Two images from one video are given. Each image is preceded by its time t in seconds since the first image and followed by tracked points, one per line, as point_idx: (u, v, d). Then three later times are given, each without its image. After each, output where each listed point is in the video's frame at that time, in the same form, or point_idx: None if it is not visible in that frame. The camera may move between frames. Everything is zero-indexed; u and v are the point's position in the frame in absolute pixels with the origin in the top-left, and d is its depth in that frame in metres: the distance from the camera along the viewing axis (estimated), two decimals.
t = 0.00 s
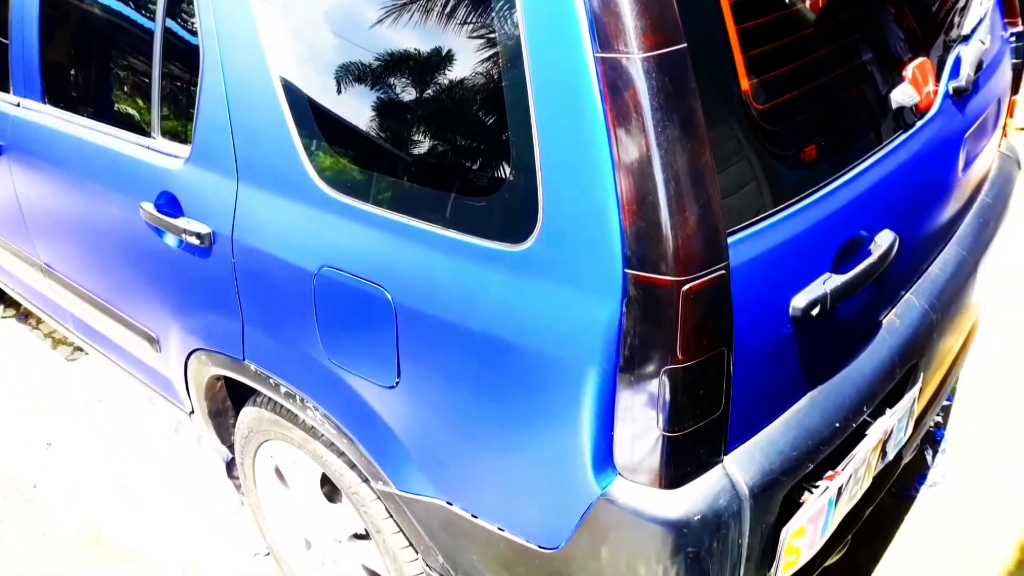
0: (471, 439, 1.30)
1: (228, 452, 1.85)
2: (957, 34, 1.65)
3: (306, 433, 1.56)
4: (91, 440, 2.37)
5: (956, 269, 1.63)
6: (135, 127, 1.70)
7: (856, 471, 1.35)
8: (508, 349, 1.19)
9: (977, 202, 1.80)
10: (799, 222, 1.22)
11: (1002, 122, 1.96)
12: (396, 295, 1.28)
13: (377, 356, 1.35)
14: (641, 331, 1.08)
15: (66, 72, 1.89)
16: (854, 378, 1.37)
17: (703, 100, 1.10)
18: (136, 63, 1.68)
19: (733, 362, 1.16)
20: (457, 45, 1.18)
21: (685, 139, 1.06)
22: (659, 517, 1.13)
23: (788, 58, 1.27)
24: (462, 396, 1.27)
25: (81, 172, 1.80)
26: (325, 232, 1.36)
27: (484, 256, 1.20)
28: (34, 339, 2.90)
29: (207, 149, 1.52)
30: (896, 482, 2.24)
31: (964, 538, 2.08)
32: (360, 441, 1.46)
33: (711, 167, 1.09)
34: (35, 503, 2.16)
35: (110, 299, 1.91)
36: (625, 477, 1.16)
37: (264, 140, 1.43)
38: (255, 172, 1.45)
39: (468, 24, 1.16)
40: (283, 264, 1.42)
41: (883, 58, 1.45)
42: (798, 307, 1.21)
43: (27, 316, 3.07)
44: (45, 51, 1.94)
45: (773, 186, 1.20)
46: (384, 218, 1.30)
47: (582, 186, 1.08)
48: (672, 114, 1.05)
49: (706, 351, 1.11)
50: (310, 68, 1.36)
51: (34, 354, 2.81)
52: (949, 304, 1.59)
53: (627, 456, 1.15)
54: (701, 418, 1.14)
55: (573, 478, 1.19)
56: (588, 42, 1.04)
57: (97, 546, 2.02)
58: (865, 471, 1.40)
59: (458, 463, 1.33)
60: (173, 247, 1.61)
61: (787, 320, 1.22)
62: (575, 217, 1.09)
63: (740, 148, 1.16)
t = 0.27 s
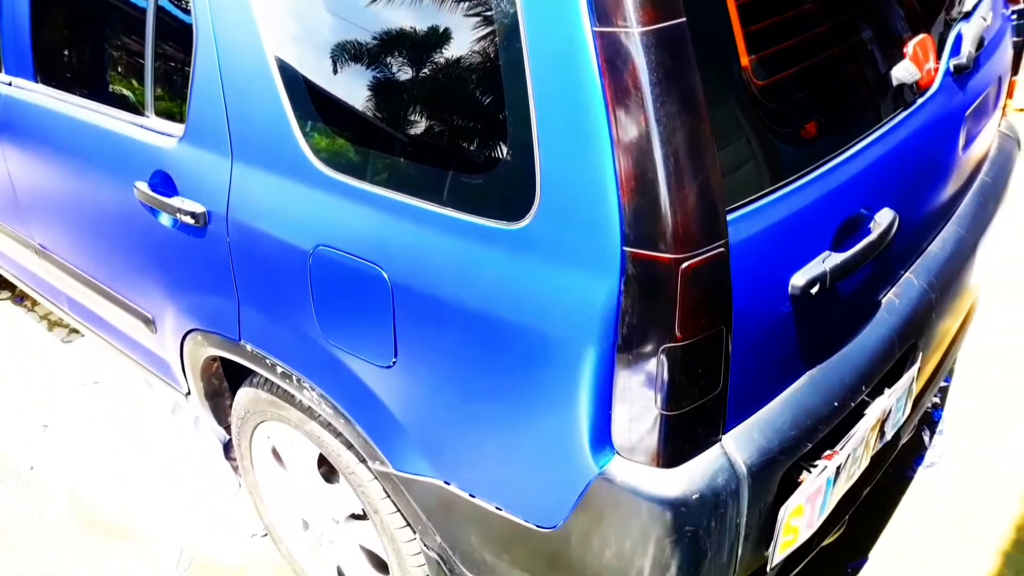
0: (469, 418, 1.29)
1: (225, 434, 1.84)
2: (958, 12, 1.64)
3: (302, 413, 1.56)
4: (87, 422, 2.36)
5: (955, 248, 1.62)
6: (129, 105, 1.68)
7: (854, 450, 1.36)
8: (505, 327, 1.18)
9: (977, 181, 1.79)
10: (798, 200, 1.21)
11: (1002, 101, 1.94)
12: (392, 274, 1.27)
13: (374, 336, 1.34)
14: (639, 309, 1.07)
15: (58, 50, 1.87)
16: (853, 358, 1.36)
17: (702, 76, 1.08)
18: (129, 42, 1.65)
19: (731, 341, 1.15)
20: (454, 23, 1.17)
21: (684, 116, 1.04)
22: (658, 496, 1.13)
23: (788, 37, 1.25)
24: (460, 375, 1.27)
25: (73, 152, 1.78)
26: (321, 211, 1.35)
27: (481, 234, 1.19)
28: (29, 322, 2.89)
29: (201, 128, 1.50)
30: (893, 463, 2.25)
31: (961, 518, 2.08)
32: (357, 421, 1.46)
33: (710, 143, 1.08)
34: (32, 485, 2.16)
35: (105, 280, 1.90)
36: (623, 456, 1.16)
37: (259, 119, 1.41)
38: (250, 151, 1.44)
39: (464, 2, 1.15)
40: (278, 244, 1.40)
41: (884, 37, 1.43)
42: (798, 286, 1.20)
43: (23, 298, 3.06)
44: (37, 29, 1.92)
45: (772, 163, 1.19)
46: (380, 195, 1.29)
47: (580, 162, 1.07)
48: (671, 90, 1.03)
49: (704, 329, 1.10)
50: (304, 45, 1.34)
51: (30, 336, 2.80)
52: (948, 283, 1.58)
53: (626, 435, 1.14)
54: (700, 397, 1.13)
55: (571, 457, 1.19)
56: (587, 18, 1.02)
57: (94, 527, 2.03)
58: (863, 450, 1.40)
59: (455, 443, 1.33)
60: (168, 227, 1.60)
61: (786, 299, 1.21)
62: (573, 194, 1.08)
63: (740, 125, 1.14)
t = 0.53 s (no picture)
0: (467, 402, 1.28)
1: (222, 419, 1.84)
2: None
3: (300, 398, 1.55)
4: (84, 408, 2.35)
5: (956, 231, 1.61)
6: (122, 87, 1.67)
7: (854, 434, 1.35)
8: (503, 310, 1.17)
9: (979, 163, 1.78)
10: (799, 180, 1.20)
11: (1004, 83, 1.93)
12: (389, 256, 1.26)
13: (371, 319, 1.33)
14: (638, 292, 1.06)
15: (52, 32, 1.85)
16: (853, 340, 1.36)
17: (704, 54, 1.07)
18: (125, 26, 1.63)
19: (731, 323, 1.14)
20: (452, 4, 1.15)
21: (684, 95, 1.03)
22: (657, 479, 1.12)
23: (790, 18, 1.24)
24: (458, 358, 1.26)
25: (67, 135, 1.77)
26: (317, 194, 1.34)
27: (479, 215, 1.17)
28: (26, 308, 2.88)
29: (196, 111, 1.49)
30: (892, 448, 2.24)
31: (959, 502, 2.08)
32: (355, 405, 1.45)
33: (710, 122, 1.07)
34: (30, 470, 2.16)
35: (101, 265, 1.89)
36: (622, 439, 1.15)
37: (255, 101, 1.40)
38: (246, 134, 1.43)
39: None
40: (274, 226, 1.39)
41: (886, 18, 1.41)
42: (798, 267, 1.19)
43: (19, 284, 3.05)
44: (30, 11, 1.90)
45: (773, 144, 1.18)
46: (376, 177, 1.28)
47: (579, 142, 1.05)
48: (671, 69, 1.02)
49: (704, 310, 1.09)
50: (300, 26, 1.32)
51: (26, 322, 2.79)
52: (949, 266, 1.58)
53: (625, 418, 1.14)
54: (699, 379, 1.12)
55: (569, 441, 1.18)
56: None
57: (93, 513, 2.02)
58: (864, 433, 1.40)
59: (453, 427, 1.32)
60: (163, 210, 1.58)
61: (787, 281, 1.20)
62: (572, 174, 1.07)
63: (741, 106, 1.13)
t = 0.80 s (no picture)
0: (464, 393, 1.28)
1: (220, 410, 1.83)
2: None
3: (297, 389, 1.55)
4: (80, 400, 2.35)
5: (954, 221, 1.61)
6: (117, 77, 1.66)
7: (852, 424, 1.35)
8: (500, 300, 1.17)
9: (978, 153, 1.78)
10: (797, 169, 1.20)
11: (1003, 73, 1.93)
12: (385, 247, 1.25)
13: (368, 310, 1.32)
14: (636, 282, 1.06)
15: (47, 23, 1.84)
16: (851, 329, 1.36)
17: (702, 42, 1.06)
18: (120, 18, 1.62)
19: (729, 313, 1.14)
20: None
21: (682, 84, 1.03)
22: (655, 470, 1.12)
23: (789, 7, 1.23)
24: (455, 348, 1.25)
25: (62, 127, 1.76)
26: (313, 184, 1.33)
27: (476, 205, 1.17)
28: (22, 301, 2.88)
29: (191, 101, 1.48)
30: (890, 439, 2.25)
31: (957, 493, 2.08)
32: (352, 397, 1.45)
33: (709, 111, 1.06)
34: (27, 463, 2.16)
35: (96, 257, 1.88)
36: (620, 430, 1.15)
37: (251, 91, 1.39)
38: (242, 124, 1.42)
39: None
40: (270, 217, 1.39)
41: (885, 8, 1.41)
42: (796, 257, 1.19)
43: (15, 277, 3.04)
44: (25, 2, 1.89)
45: (771, 133, 1.18)
46: (373, 167, 1.27)
47: (576, 131, 1.05)
48: (669, 57, 1.01)
49: (702, 300, 1.09)
50: (296, 15, 1.31)
51: (23, 315, 2.79)
52: (948, 256, 1.58)
53: (622, 408, 1.13)
54: (697, 369, 1.12)
55: (567, 431, 1.18)
56: None
57: (90, 506, 2.02)
58: (861, 423, 1.40)
59: (450, 418, 1.32)
60: (159, 201, 1.58)
61: (785, 270, 1.20)
62: (569, 163, 1.06)
63: (739, 95, 1.13)
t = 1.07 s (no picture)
0: (458, 383, 1.27)
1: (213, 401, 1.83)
2: None
3: (291, 380, 1.54)
4: (73, 391, 2.34)
5: (948, 212, 1.62)
6: (108, 66, 1.65)
7: (846, 413, 1.36)
8: (493, 289, 1.16)
9: (972, 144, 1.78)
10: (792, 158, 1.19)
11: (999, 64, 1.93)
12: (379, 236, 1.25)
13: (361, 299, 1.32)
14: (629, 270, 1.06)
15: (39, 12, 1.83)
16: (845, 320, 1.37)
17: (697, 30, 1.06)
18: (113, 7, 1.61)
19: (724, 302, 1.14)
20: None
21: (677, 72, 1.02)
22: (648, 459, 1.12)
23: None
24: (448, 339, 1.25)
25: (53, 115, 1.74)
26: (306, 173, 1.32)
27: (470, 194, 1.16)
28: (15, 292, 2.87)
29: (184, 90, 1.47)
30: (884, 430, 2.25)
31: (950, 484, 2.09)
32: (346, 387, 1.44)
33: (704, 99, 1.06)
34: (19, 454, 2.15)
35: (89, 247, 1.87)
36: (614, 420, 1.15)
37: (243, 80, 1.38)
38: (235, 113, 1.41)
39: None
40: (263, 206, 1.38)
41: None
42: (791, 246, 1.19)
43: (7, 268, 3.03)
44: None
45: (766, 123, 1.18)
46: (366, 156, 1.26)
47: (570, 119, 1.04)
48: (664, 45, 1.01)
49: (696, 289, 1.08)
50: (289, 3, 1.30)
51: (15, 306, 2.77)
52: (942, 247, 1.58)
53: (616, 397, 1.13)
54: (692, 359, 1.12)
55: (561, 421, 1.17)
56: None
57: (83, 497, 2.01)
58: (855, 414, 1.40)
59: (444, 408, 1.31)
60: (151, 190, 1.57)
61: (780, 260, 1.20)
62: (563, 152, 1.06)
63: (734, 83, 1.12)
